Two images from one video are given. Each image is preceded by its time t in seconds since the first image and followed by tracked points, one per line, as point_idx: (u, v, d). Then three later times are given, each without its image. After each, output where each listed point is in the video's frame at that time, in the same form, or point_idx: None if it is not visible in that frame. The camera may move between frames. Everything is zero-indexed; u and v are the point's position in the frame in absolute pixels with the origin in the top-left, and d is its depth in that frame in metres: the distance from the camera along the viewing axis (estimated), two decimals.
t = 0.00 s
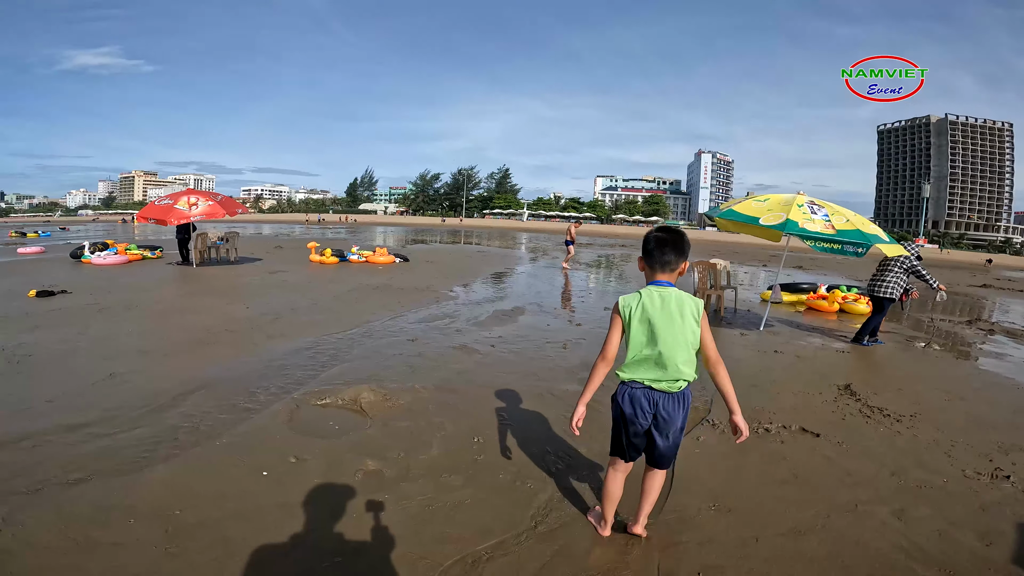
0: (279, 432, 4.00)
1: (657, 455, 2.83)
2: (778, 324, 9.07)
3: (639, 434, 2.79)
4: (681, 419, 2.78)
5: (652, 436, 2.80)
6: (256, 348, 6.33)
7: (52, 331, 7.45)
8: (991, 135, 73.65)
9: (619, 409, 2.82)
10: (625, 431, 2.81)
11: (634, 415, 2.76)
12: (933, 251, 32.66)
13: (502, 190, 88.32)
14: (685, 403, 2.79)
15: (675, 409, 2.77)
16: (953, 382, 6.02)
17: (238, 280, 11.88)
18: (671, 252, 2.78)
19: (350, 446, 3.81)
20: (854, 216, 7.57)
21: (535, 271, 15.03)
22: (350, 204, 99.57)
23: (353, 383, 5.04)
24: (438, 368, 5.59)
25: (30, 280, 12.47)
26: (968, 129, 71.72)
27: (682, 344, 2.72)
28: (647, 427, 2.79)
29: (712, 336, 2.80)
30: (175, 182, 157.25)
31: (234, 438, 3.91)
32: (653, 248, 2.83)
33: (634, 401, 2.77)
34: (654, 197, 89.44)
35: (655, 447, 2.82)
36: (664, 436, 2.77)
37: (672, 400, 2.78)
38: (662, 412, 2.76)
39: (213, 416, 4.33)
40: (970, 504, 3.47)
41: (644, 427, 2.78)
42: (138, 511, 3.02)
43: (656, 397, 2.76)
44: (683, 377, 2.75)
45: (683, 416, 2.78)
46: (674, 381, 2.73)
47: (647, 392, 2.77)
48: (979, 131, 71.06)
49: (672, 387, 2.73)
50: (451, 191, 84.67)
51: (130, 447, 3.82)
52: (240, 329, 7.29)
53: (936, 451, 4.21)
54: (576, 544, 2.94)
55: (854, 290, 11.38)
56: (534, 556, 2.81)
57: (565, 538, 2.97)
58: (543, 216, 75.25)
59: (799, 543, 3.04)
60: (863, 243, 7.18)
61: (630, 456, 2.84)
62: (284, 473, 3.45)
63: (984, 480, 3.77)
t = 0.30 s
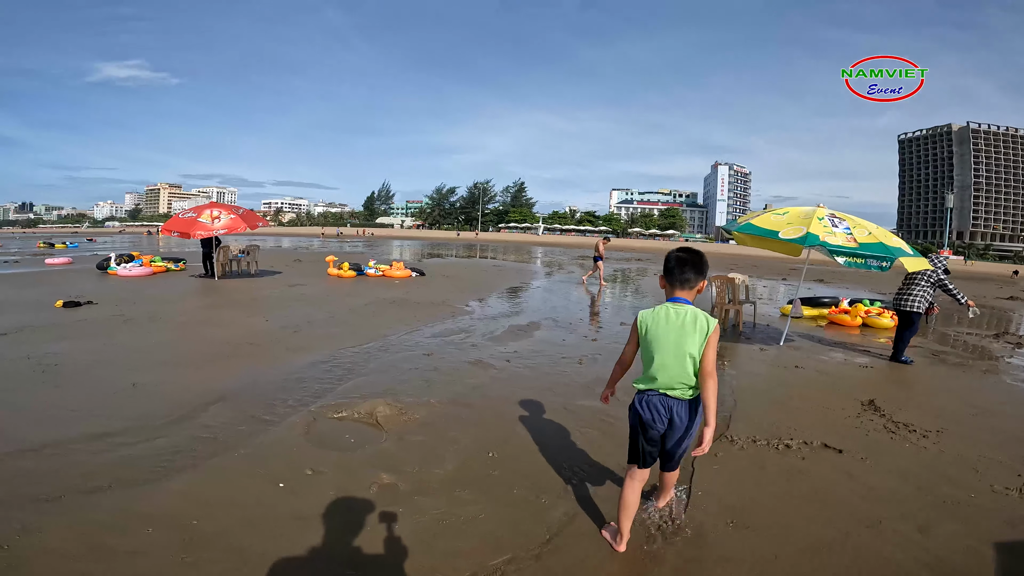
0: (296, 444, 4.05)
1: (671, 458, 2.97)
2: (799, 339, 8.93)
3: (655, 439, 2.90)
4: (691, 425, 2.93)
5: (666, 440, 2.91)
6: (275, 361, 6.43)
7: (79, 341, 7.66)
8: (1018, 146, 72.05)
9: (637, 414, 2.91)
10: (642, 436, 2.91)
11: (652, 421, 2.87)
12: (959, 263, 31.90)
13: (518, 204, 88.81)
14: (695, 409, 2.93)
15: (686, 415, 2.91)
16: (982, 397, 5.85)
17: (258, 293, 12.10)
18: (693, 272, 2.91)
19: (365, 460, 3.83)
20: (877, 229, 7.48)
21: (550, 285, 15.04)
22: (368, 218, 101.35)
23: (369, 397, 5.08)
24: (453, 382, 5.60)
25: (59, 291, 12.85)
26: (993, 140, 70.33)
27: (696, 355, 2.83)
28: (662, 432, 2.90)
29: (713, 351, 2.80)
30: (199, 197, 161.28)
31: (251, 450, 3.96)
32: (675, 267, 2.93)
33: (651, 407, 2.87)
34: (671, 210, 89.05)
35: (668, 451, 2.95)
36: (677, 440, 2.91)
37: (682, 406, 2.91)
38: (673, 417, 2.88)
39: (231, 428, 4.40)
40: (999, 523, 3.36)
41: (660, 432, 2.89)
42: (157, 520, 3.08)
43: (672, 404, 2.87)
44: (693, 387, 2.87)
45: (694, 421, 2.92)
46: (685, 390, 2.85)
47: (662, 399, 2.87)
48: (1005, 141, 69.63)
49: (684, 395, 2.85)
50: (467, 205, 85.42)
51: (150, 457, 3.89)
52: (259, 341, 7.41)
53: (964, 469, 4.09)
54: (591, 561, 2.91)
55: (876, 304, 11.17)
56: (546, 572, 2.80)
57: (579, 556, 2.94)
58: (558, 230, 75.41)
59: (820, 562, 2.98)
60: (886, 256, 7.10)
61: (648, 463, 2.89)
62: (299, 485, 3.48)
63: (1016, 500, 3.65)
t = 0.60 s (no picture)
0: (316, 447, 4.11)
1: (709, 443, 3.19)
2: (822, 345, 8.77)
3: (694, 423, 3.21)
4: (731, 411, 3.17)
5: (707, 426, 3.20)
6: (295, 365, 6.53)
7: (108, 343, 7.89)
8: None
9: (677, 401, 3.26)
10: (682, 421, 3.24)
11: (691, 407, 3.18)
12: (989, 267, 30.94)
13: (534, 209, 88.87)
14: (735, 397, 3.20)
15: (726, 401, 3.18)
16: (1015, 404, 5.66)
17: (279, 297, 12.31)
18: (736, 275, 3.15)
19: (384, 463, 3.87)
20: (903, 233, 7.35)
21: (568, 290, 15.03)
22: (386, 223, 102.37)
23: (387, 401, 5.13)
24: (471, 387, 5.63)
25: (89, 295, 13.25)
26: None
27: (735, 349, 3.11)
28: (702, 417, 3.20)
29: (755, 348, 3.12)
30: (222, 203, 164.69)
31: (272, 452, 4.03)
32: (722, 266, 3.20)
33: (691, 394, 3.19)
34: (688, 215, 88.19)
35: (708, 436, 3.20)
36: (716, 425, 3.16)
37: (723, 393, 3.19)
38: (714, 405, 3.16)
39: (253, 430, 4.48)
40: None
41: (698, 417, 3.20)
42: (180, 521, 3.15)
43: (713, 392, 3.15)
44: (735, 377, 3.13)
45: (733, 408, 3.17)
46: (726, 379, 3.12)
47: (703, 387, 3.17)
48: None
49: (723, 384, 3.12)
50: (483, 210, 85.80)
51: (174, 458, 3.99)
52: (280, 345, 7.54)
53: (996, 477, 3.96)
54: (609, 567, 2.89)
55: (902, 309, 10.91)
56: None
57: (596, 562, 2.93)
58: (575, 235, 75.18)
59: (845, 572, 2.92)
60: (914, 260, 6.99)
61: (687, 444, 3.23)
62: (319, 488, 3.54)
63: None
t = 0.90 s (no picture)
0: (336, 450, 4.16)
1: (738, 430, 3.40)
2: (847, 350, 8.58)
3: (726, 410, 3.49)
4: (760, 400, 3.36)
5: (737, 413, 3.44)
6: (316, 368, 6.63)
7: (135, 345, 8.11)
8: None
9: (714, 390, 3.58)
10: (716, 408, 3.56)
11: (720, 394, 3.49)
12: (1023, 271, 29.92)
13: (551, 213, 88.82)
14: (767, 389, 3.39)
15: (755, 390, 3.39)
16: None
17: (300, 301, 12.50)
18: (767, 269, 3.43)
19: (403, 466, 3.90)
20: (932, 235, 7.18)
21: (586, 295, 14.99)
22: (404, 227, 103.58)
23: (407, 404, 5.17)
24: (489, 391, 5.64)
25: (117, 297, 13.61)
26: None
27: (766, 343, 3.33)
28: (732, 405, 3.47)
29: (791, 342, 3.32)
30: (245, 208, 168.09)
31: (293, 454, 4.10)
32: (759, 265, 3.50)
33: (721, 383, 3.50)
34: (707, 218, 87.16)
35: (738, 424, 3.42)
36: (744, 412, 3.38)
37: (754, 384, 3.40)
38: (745, 394, 3.40)
39: (275, 432, 4.56)
40: None
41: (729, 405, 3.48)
42: (203, 521, 3.22)
43: (744, 382, 3.40)
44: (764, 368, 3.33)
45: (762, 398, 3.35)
46: (754, 370, 3.34)
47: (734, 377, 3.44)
48: None
49: (751, 374, 3.34)
50: (500, 214, 86.05)
51: (199, 459, 4.08)
52: (301, 348, 7.66)
53: None
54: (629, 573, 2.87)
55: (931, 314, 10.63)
56: None
57: (615, 567, 2.91)
58: (592, 240, 74.86)
59: None
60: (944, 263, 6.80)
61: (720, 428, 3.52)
62: (339, 490, 3.58)
63: None
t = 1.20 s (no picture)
0: (357, 453, 4.21)
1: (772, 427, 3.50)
2: (875, 356, 8.37)
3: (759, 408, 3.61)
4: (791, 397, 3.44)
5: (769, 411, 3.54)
6: (337, 371, 6.72)
7: (163, 347, 8.32)
8: None
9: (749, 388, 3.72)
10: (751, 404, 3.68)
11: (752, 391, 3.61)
12: None
13: (568, 217, 88.67)
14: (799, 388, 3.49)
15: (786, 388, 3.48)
16: None
17: (321, 304, 12.68)
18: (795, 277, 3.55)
19: (423, 470, 3.92)
20: (963, 239, 6.97)
21: (605, 300, 14.91)
22: (423, 231, 104.51)
23: (426, 409, 5.20)
24: (508, 395, 5.65)
25: (145, 300, 14.00)
26: None
27: (798, 344, 3.44)
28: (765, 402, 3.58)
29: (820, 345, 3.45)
30: (267, 213, 171.68)
31: (315, 458, 4.15)
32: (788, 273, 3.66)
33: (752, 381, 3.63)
34: (727, 222, 86.05)
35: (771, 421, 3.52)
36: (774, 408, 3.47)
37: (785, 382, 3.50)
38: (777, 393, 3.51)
39: (298, 435, 4.62)
40: None
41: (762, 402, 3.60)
42: (227, 523, 3.28)
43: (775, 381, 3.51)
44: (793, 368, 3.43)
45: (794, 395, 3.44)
46: (784, 370, 3.45)
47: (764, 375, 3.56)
48: None
49: (780, 373, 3.46)
50: (518, 218, 86.19)
51: (223, 460, 4.15)
52: (323, 351, 7.77)
53: None
54: None
55: (962, 319, 10.32)
56: None
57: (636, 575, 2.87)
58: (610, 245, 74.58)
59: None
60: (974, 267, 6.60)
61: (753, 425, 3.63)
62: (360, 493, 3.61)
63: None
